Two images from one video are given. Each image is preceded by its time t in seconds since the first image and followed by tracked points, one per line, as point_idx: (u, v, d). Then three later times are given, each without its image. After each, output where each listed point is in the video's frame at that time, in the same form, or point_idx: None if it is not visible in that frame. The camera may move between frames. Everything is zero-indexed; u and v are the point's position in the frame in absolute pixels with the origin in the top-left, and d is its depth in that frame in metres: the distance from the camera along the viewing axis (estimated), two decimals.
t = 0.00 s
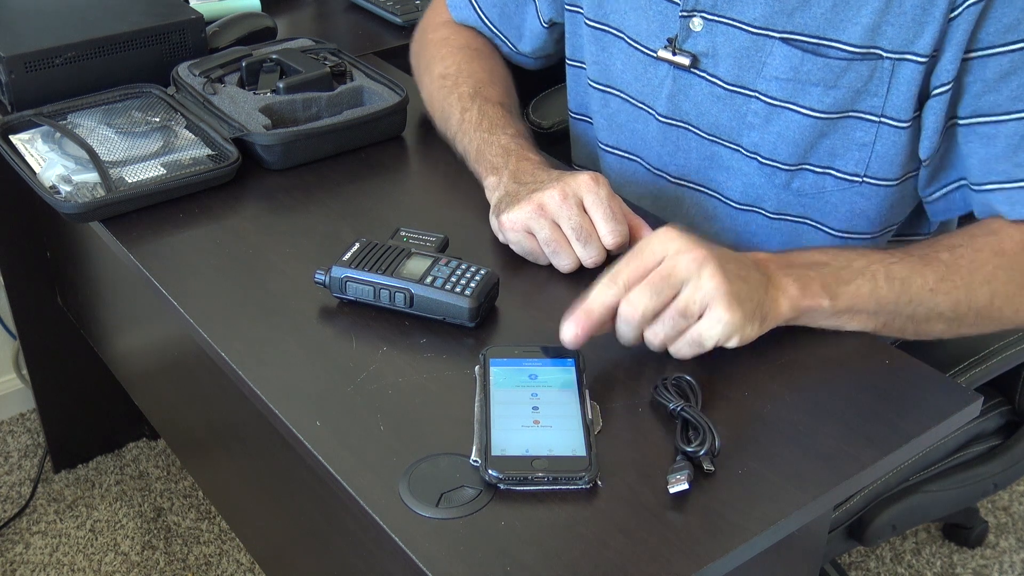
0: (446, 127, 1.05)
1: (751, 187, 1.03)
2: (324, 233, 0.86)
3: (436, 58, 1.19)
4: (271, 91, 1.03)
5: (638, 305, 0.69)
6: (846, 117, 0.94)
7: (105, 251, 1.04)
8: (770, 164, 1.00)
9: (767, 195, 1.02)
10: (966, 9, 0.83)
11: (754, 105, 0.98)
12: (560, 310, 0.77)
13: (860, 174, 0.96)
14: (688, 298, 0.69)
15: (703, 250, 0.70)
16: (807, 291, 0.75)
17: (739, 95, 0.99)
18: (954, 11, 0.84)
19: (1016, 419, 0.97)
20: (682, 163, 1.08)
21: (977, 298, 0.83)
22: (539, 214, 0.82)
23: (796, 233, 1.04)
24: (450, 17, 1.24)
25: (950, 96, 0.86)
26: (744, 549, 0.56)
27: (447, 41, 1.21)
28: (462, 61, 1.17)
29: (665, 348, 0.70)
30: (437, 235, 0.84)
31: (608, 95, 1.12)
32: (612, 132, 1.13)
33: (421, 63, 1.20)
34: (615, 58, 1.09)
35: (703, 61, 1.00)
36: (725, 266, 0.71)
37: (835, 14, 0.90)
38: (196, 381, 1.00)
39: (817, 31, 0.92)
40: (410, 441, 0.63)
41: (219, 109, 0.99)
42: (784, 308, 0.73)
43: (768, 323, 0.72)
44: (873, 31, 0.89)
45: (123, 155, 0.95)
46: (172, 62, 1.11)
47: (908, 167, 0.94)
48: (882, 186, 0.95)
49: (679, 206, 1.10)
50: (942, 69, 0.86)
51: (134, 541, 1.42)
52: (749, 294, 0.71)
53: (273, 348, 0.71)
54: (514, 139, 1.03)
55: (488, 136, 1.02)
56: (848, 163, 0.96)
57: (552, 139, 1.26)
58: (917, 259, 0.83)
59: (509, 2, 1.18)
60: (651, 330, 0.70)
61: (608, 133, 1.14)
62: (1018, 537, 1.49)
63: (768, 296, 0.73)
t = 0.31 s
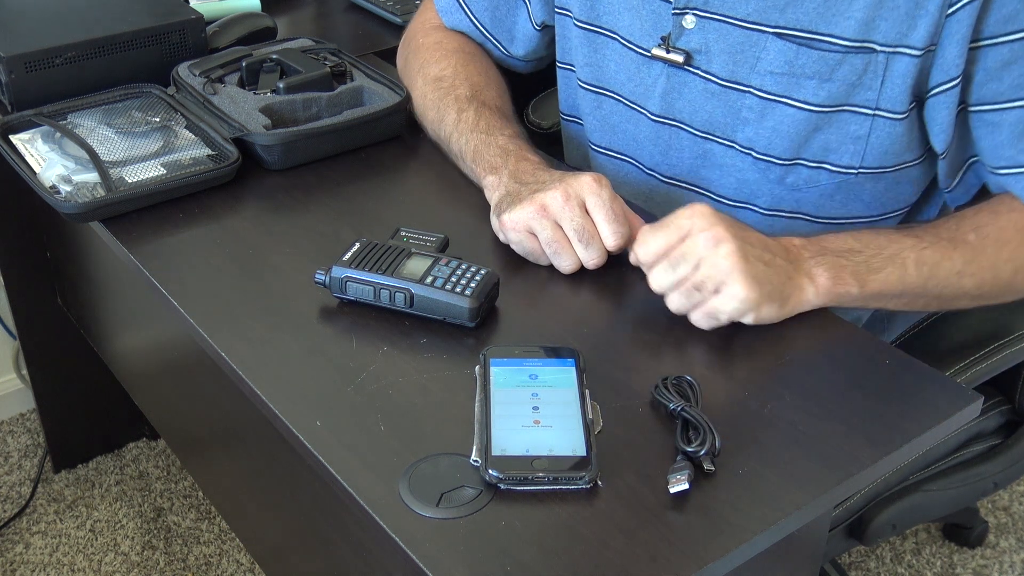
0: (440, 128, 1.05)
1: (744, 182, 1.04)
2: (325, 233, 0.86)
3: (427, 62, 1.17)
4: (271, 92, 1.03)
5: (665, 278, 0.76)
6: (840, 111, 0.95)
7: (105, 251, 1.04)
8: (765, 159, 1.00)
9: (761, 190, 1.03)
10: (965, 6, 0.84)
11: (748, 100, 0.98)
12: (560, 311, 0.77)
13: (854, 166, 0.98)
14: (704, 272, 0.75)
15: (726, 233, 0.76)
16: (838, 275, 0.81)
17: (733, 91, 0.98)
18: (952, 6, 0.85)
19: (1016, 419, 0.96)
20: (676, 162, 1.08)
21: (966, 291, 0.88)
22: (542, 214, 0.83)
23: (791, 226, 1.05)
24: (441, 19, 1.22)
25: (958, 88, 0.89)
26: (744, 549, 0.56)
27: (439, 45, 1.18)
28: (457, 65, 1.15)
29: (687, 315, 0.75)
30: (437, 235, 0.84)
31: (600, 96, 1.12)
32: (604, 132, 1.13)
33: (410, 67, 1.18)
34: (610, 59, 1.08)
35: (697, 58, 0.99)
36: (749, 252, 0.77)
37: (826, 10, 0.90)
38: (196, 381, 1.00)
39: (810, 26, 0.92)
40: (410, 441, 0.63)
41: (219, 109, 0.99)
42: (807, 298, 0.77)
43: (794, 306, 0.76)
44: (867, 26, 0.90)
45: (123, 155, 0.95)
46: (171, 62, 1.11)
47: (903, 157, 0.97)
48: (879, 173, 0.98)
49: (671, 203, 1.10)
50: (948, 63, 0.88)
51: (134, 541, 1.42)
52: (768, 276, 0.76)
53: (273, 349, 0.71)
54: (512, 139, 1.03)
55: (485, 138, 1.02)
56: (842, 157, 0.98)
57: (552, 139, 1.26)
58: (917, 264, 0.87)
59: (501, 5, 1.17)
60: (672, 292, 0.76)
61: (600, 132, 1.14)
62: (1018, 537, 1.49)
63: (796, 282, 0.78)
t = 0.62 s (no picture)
0: (441, 127, 1.05)
1: (737, 178, 1.04)
2: (324, 233, 0.86)
3: (429, 62, 1.17)
4: (271, 92, 1.03)
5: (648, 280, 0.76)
6: (829, 114, 0.95)
7: (105, 251, 1.04)
8: (756, 158, 1.00)
9: (753, 188, 1.03)
10: (954, 10, 0.84)
11: (738, 100, 0.98)
12: (560, 311, 0.77)
13: (845, 166, 0.98)
14: (686, 272, 0.75)
15: (707, 233, 0.77)
16: (825, 277, 0.81)
17: (724, 90, 0.99)
18: (941, 11, 0.85)
19: (1016, 419, 0.96)
20: (670, 159, 1.08)
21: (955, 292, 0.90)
22: (541, 214, 0.83)
23: (783, 224, 1.04)
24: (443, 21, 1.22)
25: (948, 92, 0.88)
26: (744, 549, 0.56)
27: (441, 46, 1.18)
28: (460, 65, 1.16)
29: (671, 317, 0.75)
30: (437, 235, 0.84)
31: (594, 95, 1.11)
32: (599, 131, 1.13)
33: (411, 69, 1.18)
34: (604, 59, 1.08)
35: (689, 57, 1.00)
36: (730, 250, 0.77)
37: (816, 11, 0.91)
38: (196, 381, 1.00)
39: (798, 27, 0.92)
40: (410, 441, 0.63)
41: (219, 109, 0.99)
42: (793, 296, 0.77)
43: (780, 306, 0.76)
44: (855, 29, 0.90)
45: (123, 155, 0.95)
46: (172, 62, 1.11)
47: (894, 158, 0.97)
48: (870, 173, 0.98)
49: (666, 202, 1.11)
50: (936, 67, 0.87)
51: (134, 541, 1.42)
52: (750, 274, 0.76)
53: (273, 348, 0.71)
54: (511, 138, 1.03)
55: (485, 137, 1.02)
56: (833, 159, 0.97)
57: (551, 139, 1.26)
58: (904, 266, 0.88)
59: (501, 6, 1.17)
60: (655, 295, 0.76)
61: (594, 132, 1.14)
62: (1018, 537, 1.49)
63: (780, 280, 0.78)
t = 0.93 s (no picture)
0: (440, 126, 1.05)
1: (741, 175, 1.04)
2: (324, 233, 0.86)
3: (428, 62, 1.17)
4: (271, 92, 1.03)
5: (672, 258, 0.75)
6: (832, 111, 0.95)
7: (105, 251, 1.04)
8: (759, 156, 1.00)
9: (756, 184, 1.03)
10: (956, 7, 0.84)
11: (741, 97, 0.99)
12: (560, 311, 0.77)
13: (848, 163, 0.97)
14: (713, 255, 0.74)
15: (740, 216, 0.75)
16: (837, 279, 0.80)
17: (727, 88, 0.99)
18: (942, 9, 0.85)
19: (1016, 419, 0.96)
20: (672, 157, 1.08)
21: (972, 296, 0.87)
22: (540, 214, 0.83)
23: (786, 222, 1.04)
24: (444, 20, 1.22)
25: (948, 91, 0.88)
26: (744, 549, 0.56)
27: (441, 46, 1.18)
28: (460, 65, 1.16)
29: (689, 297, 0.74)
30: (437, 235, 0.84)
31: (595, 94, 1.11)
32: (601, 130, 1.13)
33: (410, 67, 1.18)
34: (606, 57, 1.09)
35: (692, 55, 1.00)
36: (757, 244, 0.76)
37: (819, 9, 0.91)
38: (196, 381, 1.00)
39: (802, 24, 0.93)
40: (410, 441, 0.63)
41: (219, 109, 0.99)
42: (806, 302, 0.77)
43: (796, 302, 0.76)
44: (858, 26, 0.90)
45: (123, 155, 0.95)
46: (172, 62, 1.11)
47: (897, 156, 0.96)
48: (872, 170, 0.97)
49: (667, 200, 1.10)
50: (937, 65, 0.87)
51: (134, 541, 1.42)
52: (775, 265, 0.75)
53: (273, 348, 0.71)
54: (511, 138, 1.03)
55: (484, 137, 1.02)
56: (835, 156, 0.97)
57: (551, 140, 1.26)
58: (918, 267, 0.86)
59: (501, 6, 1.17)
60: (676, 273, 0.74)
61: (596, 131, 1.14)
62: (1018, 537, 1.48)
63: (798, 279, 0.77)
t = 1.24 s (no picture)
0: (441, 125, 1.05)
1: (742, 166, 1.04)
2: (324, 233, 0.86)
3: (429, 61, 1.17)
4: (271, 91, 1.03)
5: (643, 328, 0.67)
6: (831, 97, 0.95)
7: (105, 251, 1.04)
8: (760, 145, 1.01)
9: (758, 174, 1.03)
10: None
11: (743, 86, 0.99)
12: (560, 311, 0.77)
13: (848, 151, 0.96)
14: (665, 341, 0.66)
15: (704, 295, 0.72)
16: (823, 314, 0.74)
17: (728, 78, 1.00)
18: None
19: (1016, 419, 0.97)
20: (675, 150, 1.08)
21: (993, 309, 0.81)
22: (540, 212, 0.83)
23: (787, 216, 1.03)
24: (446, 19, 1.22)
25: (942, 74, 0.87)
26: (744, 549, 0.56)
27: (443, 45, 1.18)
28: (461, 65, 1.15)
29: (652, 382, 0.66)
30: (437, 235, 0.84)
31: (599, 88, 1.12)
32: (605, 124, 1.14)
33: (411, 66, 1.18)
34: (610, 52, 1.09)
35: (693, 46, 1.01)
36: (729, 308, 0.71)
37: None
38: (196, 381, 1.00)
39: (799, 12, 0.93)
40: (410, 441, 0.63)
41: (219, 109, 0.99)
42: (795, 338, 0.71)
43: (786, 356, 0.70)
44: (854, 11, 0.90)
45: (123, 155, 0.95)
46: (172, 62, 1.11)
47: (898, 146, 0.95)
48: (873, 162, 0.96)
49: (671, 193, 1.11)
50: (930, 46, 0.86)
51: (134, 541, 1.42)
52: (749, 323, 0.71)
53: (273, 349, 0.71)
54: (510, 138, 1.03)
55: (484, 136, 1.02)
56: (835, 142, 0.97)
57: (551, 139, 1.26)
58: (913, 289, 0.80)
59: (506, 3, 1.17)
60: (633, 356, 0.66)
61: (601, 124, 1.14)
62: (1018, 537, 1.48)
63: (782, 325, 0.72)
